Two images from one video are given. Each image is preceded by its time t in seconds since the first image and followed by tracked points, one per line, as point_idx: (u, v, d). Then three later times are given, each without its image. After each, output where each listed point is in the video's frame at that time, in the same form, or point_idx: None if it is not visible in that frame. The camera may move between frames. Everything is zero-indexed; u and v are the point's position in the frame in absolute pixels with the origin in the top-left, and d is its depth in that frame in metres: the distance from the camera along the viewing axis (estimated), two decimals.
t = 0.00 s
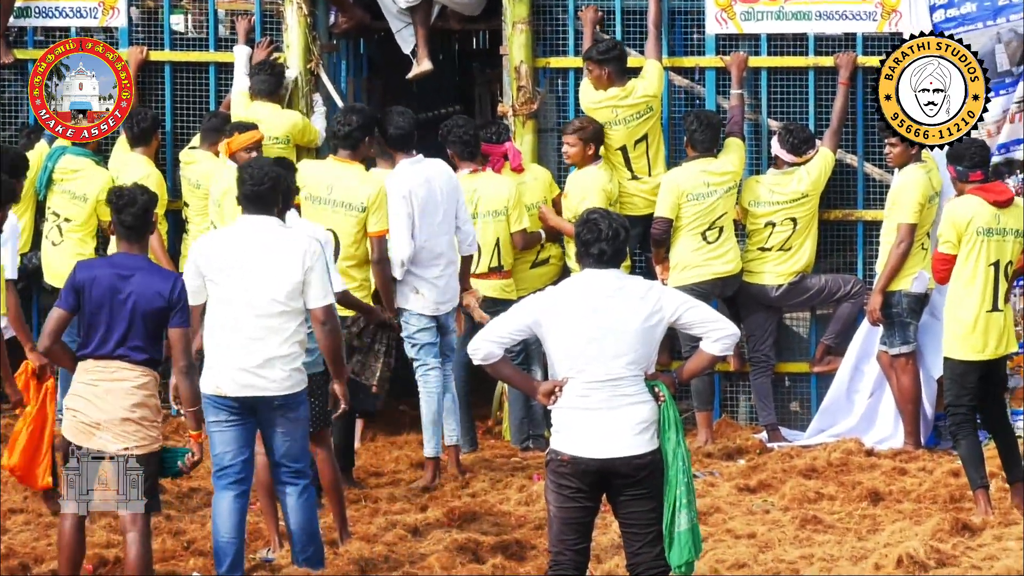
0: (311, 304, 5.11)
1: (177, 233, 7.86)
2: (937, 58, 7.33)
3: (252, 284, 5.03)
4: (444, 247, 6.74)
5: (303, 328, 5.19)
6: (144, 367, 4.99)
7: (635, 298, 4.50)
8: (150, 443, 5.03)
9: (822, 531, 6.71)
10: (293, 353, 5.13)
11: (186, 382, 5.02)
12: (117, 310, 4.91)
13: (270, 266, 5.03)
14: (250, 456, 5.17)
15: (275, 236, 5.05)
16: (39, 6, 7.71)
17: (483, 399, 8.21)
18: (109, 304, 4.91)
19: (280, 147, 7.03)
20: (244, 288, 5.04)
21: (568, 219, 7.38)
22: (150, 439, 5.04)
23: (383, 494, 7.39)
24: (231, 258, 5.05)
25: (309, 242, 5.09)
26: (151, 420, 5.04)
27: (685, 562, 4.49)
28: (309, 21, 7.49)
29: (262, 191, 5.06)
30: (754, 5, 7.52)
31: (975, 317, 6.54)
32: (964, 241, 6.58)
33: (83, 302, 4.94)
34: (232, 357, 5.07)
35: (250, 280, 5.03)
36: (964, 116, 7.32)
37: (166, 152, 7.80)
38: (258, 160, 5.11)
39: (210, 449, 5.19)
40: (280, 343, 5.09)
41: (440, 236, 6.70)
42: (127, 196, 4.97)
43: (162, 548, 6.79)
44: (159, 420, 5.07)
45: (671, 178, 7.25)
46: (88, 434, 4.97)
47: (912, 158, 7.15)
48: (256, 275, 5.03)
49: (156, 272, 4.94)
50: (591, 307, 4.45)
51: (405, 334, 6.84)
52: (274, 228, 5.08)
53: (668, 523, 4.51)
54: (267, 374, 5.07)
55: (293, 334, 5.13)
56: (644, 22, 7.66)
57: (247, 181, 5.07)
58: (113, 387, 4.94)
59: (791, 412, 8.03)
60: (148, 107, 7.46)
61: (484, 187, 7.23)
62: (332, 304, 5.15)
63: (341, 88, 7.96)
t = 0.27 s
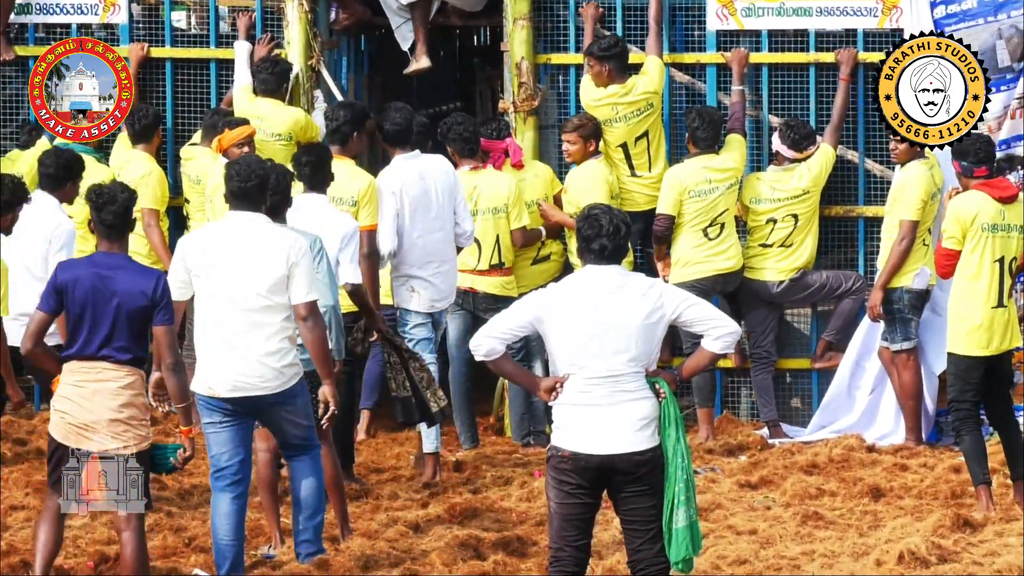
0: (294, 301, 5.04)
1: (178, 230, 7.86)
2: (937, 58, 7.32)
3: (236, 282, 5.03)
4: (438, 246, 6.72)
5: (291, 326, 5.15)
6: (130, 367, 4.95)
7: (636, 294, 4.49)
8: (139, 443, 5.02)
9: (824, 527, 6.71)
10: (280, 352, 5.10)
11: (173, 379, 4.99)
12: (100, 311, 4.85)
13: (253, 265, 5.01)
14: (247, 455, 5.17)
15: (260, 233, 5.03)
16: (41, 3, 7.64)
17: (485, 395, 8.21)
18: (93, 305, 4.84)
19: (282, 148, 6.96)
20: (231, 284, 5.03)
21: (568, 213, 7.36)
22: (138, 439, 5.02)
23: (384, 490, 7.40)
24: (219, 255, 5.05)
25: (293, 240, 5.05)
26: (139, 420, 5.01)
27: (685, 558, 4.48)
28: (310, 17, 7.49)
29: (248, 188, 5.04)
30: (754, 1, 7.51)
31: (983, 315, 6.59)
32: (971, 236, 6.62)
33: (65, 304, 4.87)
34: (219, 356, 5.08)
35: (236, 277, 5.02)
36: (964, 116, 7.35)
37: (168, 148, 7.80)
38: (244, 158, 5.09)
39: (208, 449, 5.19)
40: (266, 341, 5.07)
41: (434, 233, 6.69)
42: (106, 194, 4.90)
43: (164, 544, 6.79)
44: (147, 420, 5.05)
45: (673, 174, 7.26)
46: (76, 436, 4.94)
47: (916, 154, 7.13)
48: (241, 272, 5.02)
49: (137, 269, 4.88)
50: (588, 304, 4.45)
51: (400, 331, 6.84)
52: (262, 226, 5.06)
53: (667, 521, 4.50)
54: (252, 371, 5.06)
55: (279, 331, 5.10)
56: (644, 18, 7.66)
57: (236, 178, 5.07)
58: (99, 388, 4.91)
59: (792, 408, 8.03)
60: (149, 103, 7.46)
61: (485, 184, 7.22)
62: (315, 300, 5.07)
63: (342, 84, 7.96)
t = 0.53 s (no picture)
0: (313, 295, 5.14)
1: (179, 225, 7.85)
2: (937, 58, 7.33)
3: (250, 279, 5.05)
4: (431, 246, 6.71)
5: (303, 321, 5.21)
6: (94, 366, 4.91)
7: (637, 289, 4.49)
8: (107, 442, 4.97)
9: (824, 523, 6.72)
10: (295, 349, 5.15)
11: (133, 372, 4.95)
12: (55, 311, 4.82)
13: (270, 261, 5.07)
14: (252, 453, 5.18)
15: (272, 229, 5.09)
16: None
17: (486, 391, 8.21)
18: (46, 305, 4.82)
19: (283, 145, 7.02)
20: (241, 280, 5.07)
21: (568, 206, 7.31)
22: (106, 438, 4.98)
23: (385, 486, 7.40)
24: (228, 251, 5.09)
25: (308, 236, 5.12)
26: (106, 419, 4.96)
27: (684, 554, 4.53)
28: (311, 13, 7.48)
29: (253, 183, 5.09)
30: None
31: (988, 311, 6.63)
32: (974, 233, 6.67)
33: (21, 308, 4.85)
34: (231, 353, 5.09)
35: (246, 273, 5.06)
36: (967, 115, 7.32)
37: (169, 144, 7.79)
38: (251, 154, 5.13)
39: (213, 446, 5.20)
40: (280, 338, 5.11)
41: (430, 231, 6.70)
42: (58, 192, 4.89)
43: (165, 540, 6.80)
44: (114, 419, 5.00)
45: (676, 171, 7.27)
46: (42, 438, 4.89)
47: (923, 153, 7.15)
48: (252, 268, 5.06)
49: (90, 266, 4.85)
50: (592, 299, 4.45)
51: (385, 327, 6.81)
52: (271, 221, 5.12)
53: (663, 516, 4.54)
54: (267, 367, 5.09)
55: (292, 327, 5.14)
56: (646, 15, 7.65)
57: (242, 174, 5.11)
58: (64, 389, 4.87)
59: (793, 404, 8.04)
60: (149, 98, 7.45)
61: (485, 180, 7.21)
62: (332, 295, 5.18)
63: (344, 80, 7.95)
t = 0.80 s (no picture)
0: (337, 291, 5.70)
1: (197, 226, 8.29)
2: (937, 57, 7.73)
3: (278, 278, 5.57)
4: (427, 245, 7.21)
5: (326, 316, 5.74)
6: (95, 353, 5.32)
7: (631, 288, 4.99)
8: (110, 424, 5.35)
9: (805, 506, 7.24)
10: (319, 341, 5.69)
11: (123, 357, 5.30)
12: (55, 303, 5.24)
13: (296, 262, 5.59)
14: (275, 440, 5.74)
15: (298, 230, 5.62)
16: (70, 14, 8.09)
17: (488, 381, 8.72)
18: (47, 298, 5.24)
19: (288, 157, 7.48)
20: (269, 278, 5.58)
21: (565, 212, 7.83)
22: (109, 421, 5.35)
23: (394, 471, 7.92)
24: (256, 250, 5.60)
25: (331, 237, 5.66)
26: (108, 402, 5.35)
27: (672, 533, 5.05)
28: (324, 27, 7.96)
29: (281, 187, 5.61)
30: (742, 13, 7.99)
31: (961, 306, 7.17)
32: (949, 232, 7.19)
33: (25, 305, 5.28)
34: (260, 347, 5.61)
35: (274, 270, 5.57)
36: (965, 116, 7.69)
37: (190, 150, 8.27)
38: (277, 160, 5.65)
39: (240, 433, 5.76)
40: (305, 332, 5.64)
41: (429, 230, 7.20)
42: (51, 193, 5.33)
43: (189, 522, 7.32)
44: (116, 403, 5.38)
45: (667, 176, 7.74)
46: (51, 422, 5.29)
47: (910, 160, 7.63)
48: (279, 266, 5.58)
49: (84, 258, 5.26)
50: (591, 299, 4.95)
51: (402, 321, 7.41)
52: (296, 223, 5.64)
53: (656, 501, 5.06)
54: (292, 358, 5.61)
55: (316, 321, 5.67)
56: (638, 29, 8.12)
57: (269, 180, 5.63)
58: (68, 375, 5.27)
59: (776, 395, 8.52)
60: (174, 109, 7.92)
61: (486, 184, 7.70)
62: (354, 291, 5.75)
63: (354, 90, 8.44)
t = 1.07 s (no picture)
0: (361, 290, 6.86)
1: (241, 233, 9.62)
2: (937, 57, 8.99)
3: (313, 277, 6.74)
4: (434, 247, 8.45)
5: (354, 310, 6.90)
6: (144, 344, 6.13)
7: (622, 288, 5.72)
8: (159, 404, 6.14)
9: (769, 476, 8.42)
10: (347, 332, 6.83)
11: (172, 346, 6.15)
12: (110, 302, 6.09)
13: (329, 263, 6.75)
14: (307, 416, 6.91)
15: (330, 237, 6.78)
16: (132, 49, 9.34)
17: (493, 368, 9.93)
18: (102, 298, 6.10)
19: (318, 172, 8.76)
20: (307, 278, 6.74)
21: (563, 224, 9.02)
22: (159, 401, 6.15)
23: (412, 446, 9.10)
24: (295, 255, 6.76)
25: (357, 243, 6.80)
26: (158, 386, 6.13)
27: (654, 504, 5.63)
28: (352, 61, 9.22)
29: (315, 200, 6.77)
30: (714, 48, 9.24)
31: (907, 302, 8.29)
32: (893, 240, 8.30)
33: (83, 306, 6.14)
34: (297, 335, 6.76)
35: (311, 272, 6.74)
36: (964, 115, 8.94)
37: (235, 166, 9.49)
38: (312, 177, 6.78)
39: (278, 410, 6.92)
40: (335, 324, 6.79)
41: (432, 236, 8.43)
42: (105, 205, 6.12)
43: (234, 491, 8.47)
44: (165, 387, 6.17)
45: (649, 191, 8.94)
46: (107, 405, 6.11)
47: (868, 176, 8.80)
48: (314, 268, 6.75)
49: (132, 262, 6.11)
50: (586, 299, 5.69)
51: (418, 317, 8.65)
52: (329, 231, 6.79)
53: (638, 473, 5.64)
54: (325, 346, 6.76)
55: (345, 314, 6.83)
56: (624, 63, 9.33)
57: (306, 194, 6.78)
58: (120, 363, 6.08)
59: (744, 379, 9.74)
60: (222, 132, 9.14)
61: (488, 196, 8.92)
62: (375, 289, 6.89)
63: (376, 114, 9.66)
